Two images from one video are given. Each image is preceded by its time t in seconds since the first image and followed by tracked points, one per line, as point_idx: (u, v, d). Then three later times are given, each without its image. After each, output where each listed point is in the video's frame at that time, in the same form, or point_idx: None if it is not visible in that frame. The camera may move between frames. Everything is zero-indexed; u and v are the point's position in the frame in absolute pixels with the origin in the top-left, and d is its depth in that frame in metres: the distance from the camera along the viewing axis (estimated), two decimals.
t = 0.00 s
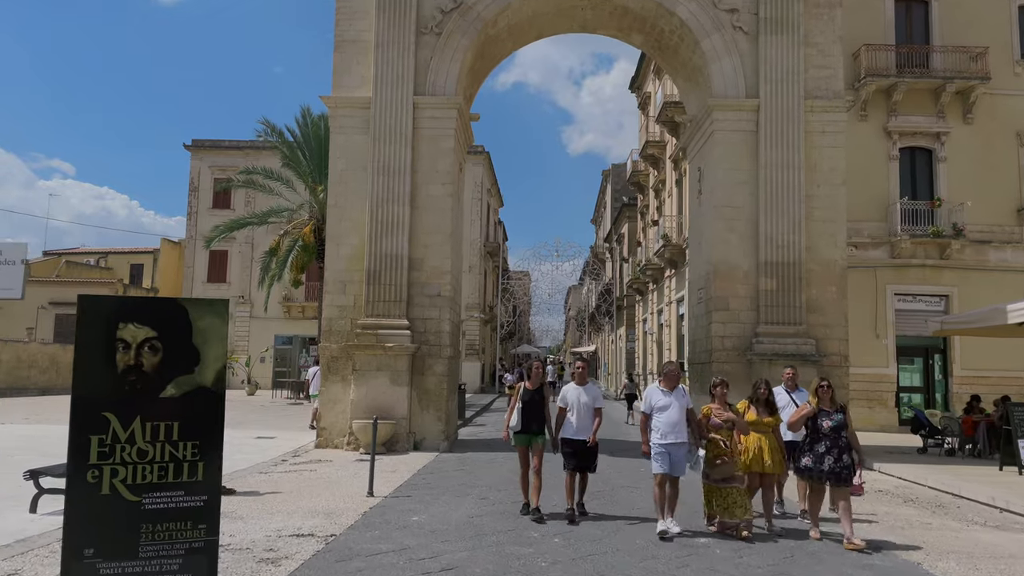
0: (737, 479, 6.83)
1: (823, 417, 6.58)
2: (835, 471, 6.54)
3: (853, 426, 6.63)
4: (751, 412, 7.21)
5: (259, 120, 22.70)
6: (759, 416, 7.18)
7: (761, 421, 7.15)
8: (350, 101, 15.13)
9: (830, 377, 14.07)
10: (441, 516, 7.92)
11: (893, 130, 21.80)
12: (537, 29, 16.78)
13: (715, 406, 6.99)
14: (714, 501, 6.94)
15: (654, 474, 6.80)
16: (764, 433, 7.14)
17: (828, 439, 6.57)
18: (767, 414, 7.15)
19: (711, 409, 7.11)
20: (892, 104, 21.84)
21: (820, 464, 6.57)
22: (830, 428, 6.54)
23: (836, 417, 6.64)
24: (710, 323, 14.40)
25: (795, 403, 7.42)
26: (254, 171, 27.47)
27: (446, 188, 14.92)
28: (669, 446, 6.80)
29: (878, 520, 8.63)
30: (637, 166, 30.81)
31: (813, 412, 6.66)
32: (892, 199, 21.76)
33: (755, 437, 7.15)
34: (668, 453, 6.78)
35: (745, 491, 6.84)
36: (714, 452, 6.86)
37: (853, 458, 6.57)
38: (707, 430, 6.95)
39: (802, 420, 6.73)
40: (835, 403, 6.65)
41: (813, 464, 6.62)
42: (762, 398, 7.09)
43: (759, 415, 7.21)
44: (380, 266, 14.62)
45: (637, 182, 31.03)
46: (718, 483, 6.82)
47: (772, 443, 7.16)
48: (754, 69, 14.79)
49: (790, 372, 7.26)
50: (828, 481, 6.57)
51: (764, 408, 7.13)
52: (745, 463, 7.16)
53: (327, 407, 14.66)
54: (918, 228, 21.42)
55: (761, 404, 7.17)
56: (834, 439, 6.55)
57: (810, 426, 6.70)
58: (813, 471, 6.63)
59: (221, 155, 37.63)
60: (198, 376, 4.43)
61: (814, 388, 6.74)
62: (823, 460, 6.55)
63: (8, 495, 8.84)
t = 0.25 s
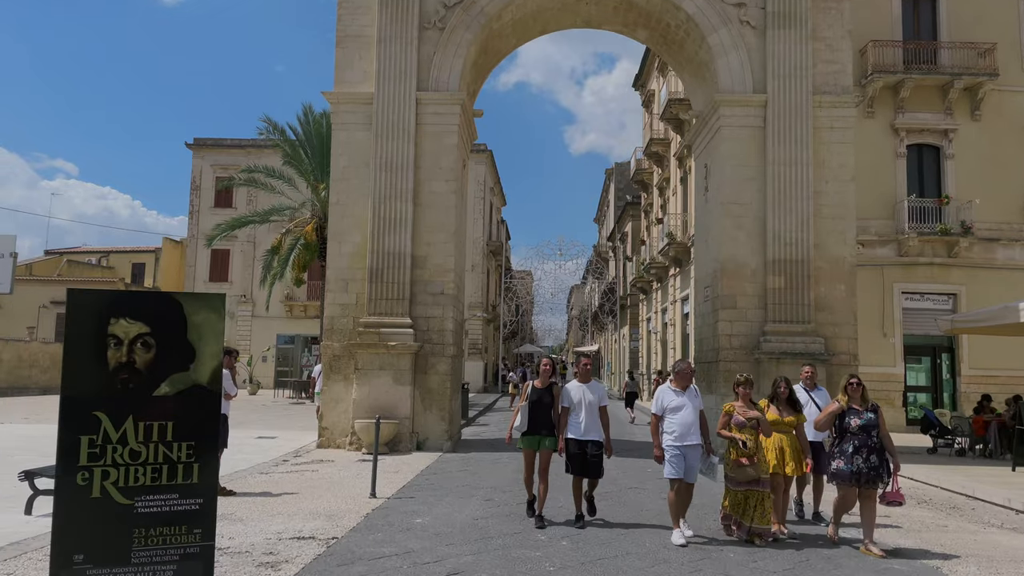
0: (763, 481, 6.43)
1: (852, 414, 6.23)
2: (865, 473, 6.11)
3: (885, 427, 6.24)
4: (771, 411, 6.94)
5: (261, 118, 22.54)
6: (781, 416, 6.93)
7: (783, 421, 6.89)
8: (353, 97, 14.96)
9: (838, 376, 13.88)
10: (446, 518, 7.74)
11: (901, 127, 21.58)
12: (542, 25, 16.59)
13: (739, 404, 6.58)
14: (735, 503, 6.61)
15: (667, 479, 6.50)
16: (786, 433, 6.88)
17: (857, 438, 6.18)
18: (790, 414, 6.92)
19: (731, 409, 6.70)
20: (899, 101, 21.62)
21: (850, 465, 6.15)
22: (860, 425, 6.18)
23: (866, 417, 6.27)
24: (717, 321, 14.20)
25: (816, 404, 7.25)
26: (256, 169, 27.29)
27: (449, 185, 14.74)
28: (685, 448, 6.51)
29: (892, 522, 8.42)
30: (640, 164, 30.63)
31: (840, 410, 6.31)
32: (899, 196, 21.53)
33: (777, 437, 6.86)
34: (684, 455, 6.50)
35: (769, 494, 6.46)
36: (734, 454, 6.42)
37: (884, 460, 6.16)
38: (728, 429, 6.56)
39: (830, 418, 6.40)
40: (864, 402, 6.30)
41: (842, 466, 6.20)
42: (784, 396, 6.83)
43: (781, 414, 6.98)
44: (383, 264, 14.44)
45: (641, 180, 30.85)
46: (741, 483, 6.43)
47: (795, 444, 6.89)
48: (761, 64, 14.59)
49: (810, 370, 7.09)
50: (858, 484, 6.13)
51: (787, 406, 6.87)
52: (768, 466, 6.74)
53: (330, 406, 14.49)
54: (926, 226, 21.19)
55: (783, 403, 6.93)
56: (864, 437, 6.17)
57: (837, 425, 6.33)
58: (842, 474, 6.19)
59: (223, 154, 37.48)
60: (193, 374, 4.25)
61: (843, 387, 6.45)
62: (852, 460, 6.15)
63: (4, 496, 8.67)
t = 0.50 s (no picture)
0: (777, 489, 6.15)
1: (875, 419, 5.97)
2: (888, 480, 5.86)
3: (911, 432, 5.97)
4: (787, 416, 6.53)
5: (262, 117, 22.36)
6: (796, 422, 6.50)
7: (799, 428, 6.47)
8: (354, 95, 14.79)
9: (846, 376, 13.69)
10: (449, 523, 7.57)
11: (907, 126, 21.38)
12: (545, 21, 16.39)
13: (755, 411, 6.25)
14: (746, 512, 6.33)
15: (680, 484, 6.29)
16: (802, 440, 6.45)
17: (881, 444, 5.92)
18: (807, 420, 6.49)
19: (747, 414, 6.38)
20: (906, 99, 21.41)
21: (872, 471, 5.90)
22: (884, 431, 5.92)
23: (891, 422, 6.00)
24: (723, 321, 14.02)
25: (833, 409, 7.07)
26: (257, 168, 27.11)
27: (451, 183, 14.56)
28: (699, 453, 6.34)
29: (906, 527, 8.23)
30: (644, 163, 30.43)
31: (862, 415, 6.07)
32: (905, 195, 21.33)
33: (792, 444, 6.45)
34: (697, 461, 6.35)
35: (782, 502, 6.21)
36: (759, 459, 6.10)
37: (909, 467, 5.89)
38: (745, 435, 6.24)
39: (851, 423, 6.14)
40: (890, 406, 6.03)
41: (864, 473, 5.94)
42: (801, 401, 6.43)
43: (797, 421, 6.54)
44: (385, 264, 14.26)
45: (644, 179, 30.67)
46: (755, 491, 6.15)
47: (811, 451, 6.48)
48: (768, 61, 14.41)
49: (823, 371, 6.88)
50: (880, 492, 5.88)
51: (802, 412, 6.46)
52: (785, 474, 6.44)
53: (331, 407, 14.32)
54: (933, 224, 20.97)
55: (799, 408, 6.50)
56: (888, 443, 5.91)
57: (859, 431, 6.08)
58: (865, 481, 5.93)
59: (225, 153, 37.32)
60: (188, 376, 4.13)
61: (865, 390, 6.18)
62: (876, 467, 5.89)
63: None
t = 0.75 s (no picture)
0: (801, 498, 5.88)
1: (905, 427, 5.76)
2: (921, 492, 5.64)
3: (940, 439, 5.79)
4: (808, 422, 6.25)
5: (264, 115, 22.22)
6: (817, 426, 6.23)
7: (820, 432, 6.20)
8: (358, 92, 14.63)
9: (856, 376, 13.50)
10: (456, 527, 7.41)
11: (915, 123, 21.16)
12: (550, 18, 16.21)
13: (776, 416, 6.02)
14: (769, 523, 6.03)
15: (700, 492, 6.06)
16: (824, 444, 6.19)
17: (913, 454, 5.70)
18: (827, 423, 6.21)
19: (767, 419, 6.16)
20: (914, 96, 21.20)
21: (906, 483, 5.66)
22: (916, 440, 5.70)
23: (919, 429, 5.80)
24: (731, 321, 13.83)
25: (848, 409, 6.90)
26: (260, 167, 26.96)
27: (456, 181, 14.39)
28: (719, 459, 6.12)
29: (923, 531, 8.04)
30: (648, 162, 30.24)
31: (890, 423, 5.83)
32: (914, 193, 21.12)
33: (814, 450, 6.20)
34: (717, 467, 6.13)
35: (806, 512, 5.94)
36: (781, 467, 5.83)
37: (940, 476, 5.69)
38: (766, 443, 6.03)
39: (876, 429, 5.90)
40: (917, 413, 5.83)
41: (897, 485, 5.69)
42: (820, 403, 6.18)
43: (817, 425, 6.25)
44: (388, 263, 14.10)
45: (648, 177, 30.49)
46: (778, 502, 5.87)
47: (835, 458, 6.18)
48: (776, 57, 14.22)
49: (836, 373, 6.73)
50: (914, 504, 5.65)
51: (822, 416, 6.19)
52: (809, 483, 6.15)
53: (334, 408, 14.16)
54: (942, 223, 20.75)
55: (817, 412, 6.23)
56: (920, 452, 5.70)
57: (887, 439, 5.85)
58: (898, 494, 5.68)
59: (227, 152, 37.18)
60: (186, 377, 4.00)
61: (890, 395, 5.96)
62: (908, 478, 5.66)
63: None
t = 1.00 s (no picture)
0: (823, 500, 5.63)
1: (935, 425, 5.59)
2: (951, 493, 5.48)
3: (970, 438, 5.63)
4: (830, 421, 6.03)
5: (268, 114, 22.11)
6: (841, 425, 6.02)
7: (844, 432, 5.97)
8: (362, 88, 14.49)
9: (867, 375, 13.33)
10: (464, 528, 7.25)
11: (924, 120, 20.96)
12: (556, 13, 16.05)
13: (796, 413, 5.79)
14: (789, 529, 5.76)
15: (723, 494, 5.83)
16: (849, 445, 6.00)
17: (943, 453, 5.54)
18: (849, 422, 6.01)
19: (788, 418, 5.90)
20: (922, 93, 20.99)
21: (936, 484, 5.49)
22: (946, 438, 5.53)
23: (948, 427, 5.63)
24: (740, 320, 13.66)
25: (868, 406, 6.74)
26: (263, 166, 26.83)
27: (461, 178, 14.24)
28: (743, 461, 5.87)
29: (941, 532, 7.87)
30: (653, 160, 30.05)
31: (918, 421, 5.66)
32: (922, 191, 20.92)
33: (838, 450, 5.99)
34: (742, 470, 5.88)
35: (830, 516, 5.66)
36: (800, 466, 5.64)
37: (971, 477, 5.54)
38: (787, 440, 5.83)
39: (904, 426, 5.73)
40: (946, 410, 5.66)
41: (926, 486, 5.53)
42: (842, 402, 5.96)
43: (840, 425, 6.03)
44: (393, 261, 13.95)
45: (653, 176, 30.34)
46: (798, 505, 5.63)
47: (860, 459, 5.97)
48: (786, 52, 14.05)
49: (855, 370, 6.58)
50: (943, 505, 5.49)
51: (845, 415, 5.98)
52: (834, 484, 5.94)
53: (339, 407, 14.02)
54: (951, 221, 20.54)
55: (840, 411, 6.02)
56: (950, 452, 5.54)
57: (915, 438, 5.68)
58: (927, 495, 5.52)
59: (230, 151, 37.06)
60: (188, 374, 3.96)
61: (917, 392, 5.78)
62: (939, 479, 5.50)
63: None
